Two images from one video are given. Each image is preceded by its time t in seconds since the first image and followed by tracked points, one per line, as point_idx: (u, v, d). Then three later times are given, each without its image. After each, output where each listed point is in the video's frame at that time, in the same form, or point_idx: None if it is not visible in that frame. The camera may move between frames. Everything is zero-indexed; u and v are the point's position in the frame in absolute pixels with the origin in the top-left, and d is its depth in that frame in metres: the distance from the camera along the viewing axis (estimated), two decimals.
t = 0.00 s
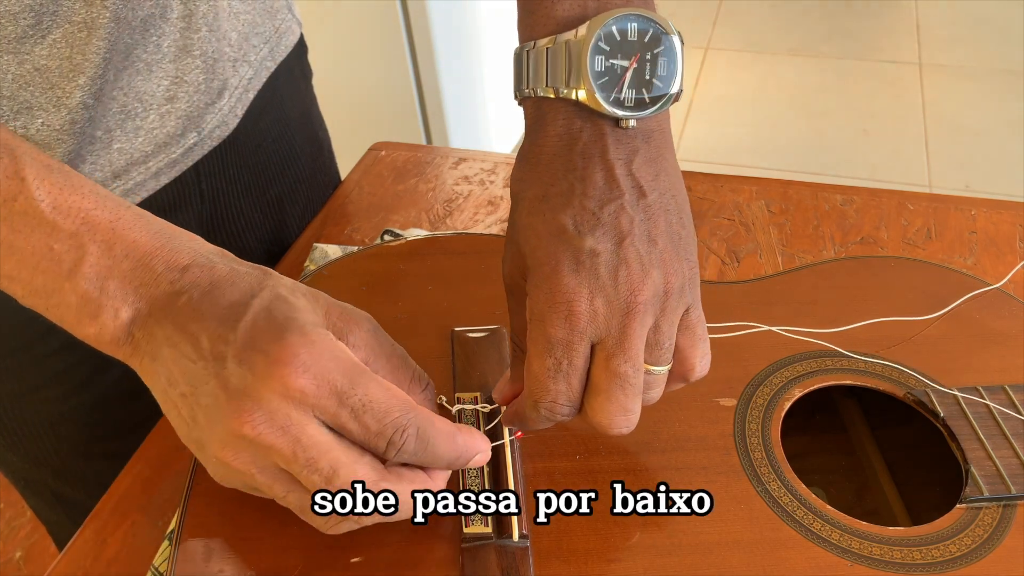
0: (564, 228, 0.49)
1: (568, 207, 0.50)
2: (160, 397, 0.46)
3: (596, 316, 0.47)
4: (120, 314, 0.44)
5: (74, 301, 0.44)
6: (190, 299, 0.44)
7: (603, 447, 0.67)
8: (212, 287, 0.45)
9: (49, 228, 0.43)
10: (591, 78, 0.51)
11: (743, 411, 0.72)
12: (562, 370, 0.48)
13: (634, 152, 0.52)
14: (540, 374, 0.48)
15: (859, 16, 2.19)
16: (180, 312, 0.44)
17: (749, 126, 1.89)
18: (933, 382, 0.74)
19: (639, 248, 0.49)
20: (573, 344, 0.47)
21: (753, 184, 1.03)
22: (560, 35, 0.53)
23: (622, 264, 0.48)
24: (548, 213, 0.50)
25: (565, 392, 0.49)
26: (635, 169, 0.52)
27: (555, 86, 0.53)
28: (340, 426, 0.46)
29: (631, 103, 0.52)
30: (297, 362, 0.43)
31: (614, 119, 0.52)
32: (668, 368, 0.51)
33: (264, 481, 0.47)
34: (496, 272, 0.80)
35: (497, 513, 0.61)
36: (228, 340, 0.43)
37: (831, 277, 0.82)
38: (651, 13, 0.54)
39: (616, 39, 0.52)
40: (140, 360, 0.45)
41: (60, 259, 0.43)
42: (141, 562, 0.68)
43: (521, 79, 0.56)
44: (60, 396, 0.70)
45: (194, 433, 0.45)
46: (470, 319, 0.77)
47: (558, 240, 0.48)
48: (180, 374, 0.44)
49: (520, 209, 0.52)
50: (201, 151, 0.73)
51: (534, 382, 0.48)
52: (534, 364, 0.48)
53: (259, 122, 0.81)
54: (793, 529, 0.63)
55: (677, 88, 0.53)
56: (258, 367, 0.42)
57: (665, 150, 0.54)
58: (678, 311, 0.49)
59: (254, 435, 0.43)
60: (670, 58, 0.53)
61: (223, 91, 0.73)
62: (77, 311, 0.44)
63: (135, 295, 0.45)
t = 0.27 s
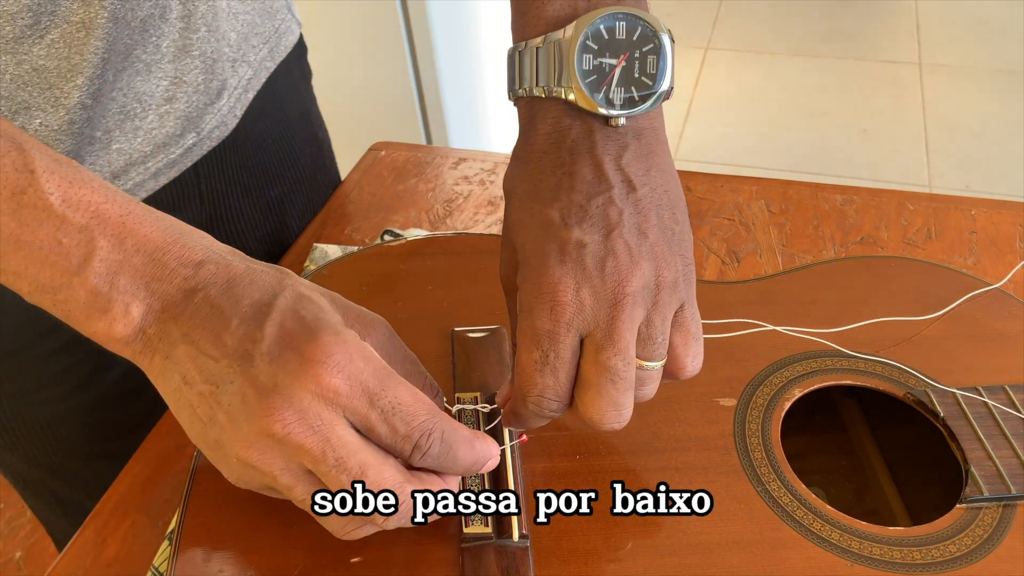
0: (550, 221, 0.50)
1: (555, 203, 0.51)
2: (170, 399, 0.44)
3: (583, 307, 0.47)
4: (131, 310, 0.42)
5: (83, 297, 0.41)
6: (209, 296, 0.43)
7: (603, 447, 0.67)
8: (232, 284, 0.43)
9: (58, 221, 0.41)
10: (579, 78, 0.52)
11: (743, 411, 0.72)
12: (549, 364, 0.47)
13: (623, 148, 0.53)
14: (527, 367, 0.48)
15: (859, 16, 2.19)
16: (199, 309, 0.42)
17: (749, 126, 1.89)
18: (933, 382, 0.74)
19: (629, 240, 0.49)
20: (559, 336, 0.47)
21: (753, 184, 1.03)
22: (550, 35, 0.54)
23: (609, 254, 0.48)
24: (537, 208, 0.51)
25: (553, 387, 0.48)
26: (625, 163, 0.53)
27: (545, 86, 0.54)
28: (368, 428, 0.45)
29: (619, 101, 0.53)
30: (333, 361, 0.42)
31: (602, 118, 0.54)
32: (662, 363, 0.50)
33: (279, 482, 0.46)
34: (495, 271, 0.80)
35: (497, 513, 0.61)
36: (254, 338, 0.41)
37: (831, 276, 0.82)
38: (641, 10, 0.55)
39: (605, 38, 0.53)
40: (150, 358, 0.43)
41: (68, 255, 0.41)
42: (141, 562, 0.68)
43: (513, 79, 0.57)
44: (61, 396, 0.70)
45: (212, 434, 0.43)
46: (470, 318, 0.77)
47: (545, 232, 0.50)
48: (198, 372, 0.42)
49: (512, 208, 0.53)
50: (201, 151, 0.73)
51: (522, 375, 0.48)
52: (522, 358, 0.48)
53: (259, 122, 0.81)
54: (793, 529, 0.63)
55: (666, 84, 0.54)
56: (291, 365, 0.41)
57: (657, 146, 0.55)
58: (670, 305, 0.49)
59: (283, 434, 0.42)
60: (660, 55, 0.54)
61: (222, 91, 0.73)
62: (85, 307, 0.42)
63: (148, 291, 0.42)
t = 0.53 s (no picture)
0: (542, 218, 0.50)
1: (548, 200, 0.51)
2: (178, 397, 0.44)
3: (575, 301, 0.47)
4: (137, 307, 0.42)
5: (87, 293, 0.41)
6: (219, 292, 0.43)
7: (603, 447, 0.67)
8: (242, 281, 0.43)
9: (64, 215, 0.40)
10: (568, 82, 0.52)
11: (743, 411, 0.72)
12: (542, 359, 0.48)
13: (615, 149, 0.54)
14: (520, 362, 0.48)
15: (859, 16, 2.19)
16: (210, 306, 0.42)
17: (749, 126, 1.89)
18: (932, 382, 0.74)
19: (621, 235, 0.50)
20: (552, 330, 0.47)
21: (753, 184, 1.03)
22: (541, 40, 0.54)
23: (601, 247, 0.48)
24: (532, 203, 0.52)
25: (546, 382, 0.48)
26: (616, 163, 0.53)
27: (537, 91, 0.55)
28: (382, 428, 0.45)
29: (610, 105, 0.53)
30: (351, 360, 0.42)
31: (594, 122, 0.54)
32: (658, 362, 0.50)
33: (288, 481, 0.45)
34: (495, 272, 0.80)
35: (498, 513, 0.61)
36: (268, 335, 0.42)
37: (831, 277, 0.82)
38: (630, 16, 0.55)
39: (594, 43, 0.53)
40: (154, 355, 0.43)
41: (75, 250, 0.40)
42: (141, 562, 0.68)
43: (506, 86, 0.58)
44: (62, 396, 0.70)
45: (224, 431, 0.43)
46: (469, 319, 0.77)
47: (537, 228, 0.50)
48: (209, 369, 0.42)
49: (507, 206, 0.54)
50: (200, 151, 0.73)
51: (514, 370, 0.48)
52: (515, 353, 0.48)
53: (258, 122, 0.81)
54: (793, 529, 0.63)
55: (657, 87, 0.54)
56: (309, 362, 0.41)
57: (648, 147, 0.55)
58: (664, 301, 0.49)
59: (301, 430, 0.42)
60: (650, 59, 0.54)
61: (222, 91, 0.73)
62: (89, 303, 0.41)
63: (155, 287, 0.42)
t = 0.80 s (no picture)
0: (538, 207, 0.51)
1: (542, 189, 0.52)
2: (182, 390, 0.43)
3: (572, 284, 0.47)
4: (144, 299, 0.42)
5: (94, 286, 0.41)
6: (226, 285, 0.43)
7: (603, 447, 0.67)
8: (247, 274, 0.44)
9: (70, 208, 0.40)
10: (561, 81, 0.52)
11: (743, 412, 0.72)
12: (539, 343, 0.48)
13: (609, 142, 0.54)
14: (517, 347, 0.48)
15: (859, 16, 2.19)
16: (216, 298, 0.42)
17: (749, 126, 1.89)
18: (932, 382, 0.74)
19: (618, 220, 0.50)
20: (549, 314, 0.47)
21: (753, 184, 1.02)
22: (534, 40, 0.54)
23: (597, 231, 0.49)
24: (532, 197, 0.52)
25: (543, 367, 0.48)
26: (612, 154, 0.53)
27: (530, 91, 0.55)
28: (388, 421, 0.45)
29: (603, 104, 0.53)
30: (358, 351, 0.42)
31: (587, 119, 0.54)
32: (660, 349, 0.50)
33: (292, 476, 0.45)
34: (494, 271, 0.80)
35: (498, 513, 0.61)
36: (274, 327, 0.42)
37: (831, 277, 0.82)
38: (622, 14, 0.54)
39: (586, 42, 0.53)
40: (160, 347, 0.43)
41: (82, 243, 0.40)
42: (141, 562, 0.68)
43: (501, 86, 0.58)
44: (62, 396, 0.70)
45: (228, 424, 0.42)
46: (469, 319, 0.77)
47: (534, 218, 0.50)
48: (215, 361, 0.42)
49: (507, 198, 0.54)
50: (201, 151, 0.73)
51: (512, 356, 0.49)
52: (512, 338, 0.48)
53: (258, 121, 0.81)
54: (793, 529, 0.63)
55: (649, 85, 0.54)
56: (317, 353, 0.41)
57: (642, 140, 0.55)
58: (662, 287, 0.49)
59: (307, 420, 0.41)
60: (641, 57, 0.54)
61: (222, 91, 0.73)
62: (96, 296, 0.41)
63: (161, 279, 0.42)
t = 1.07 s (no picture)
0: (535, 205, 0.51)
1: (541, 187, 0.52)
2: (185, 386, 0.43)
3: (570, 283, 0.47)
4: (146, 296, 0.42)
5: (97, 282, 0.41)
6: (229, 282, 0.43)
7: (603, 447, 0.67)
8: (250, 270, 0.43)
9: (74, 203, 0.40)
10: (554, 80, 0.52)
11: (743, 411, 0.72)
12: (537, 340, 0.48)
13: (604, 142, 0.54)
14: (515, 345, 0.48)
15: (859, 16, 2.19)
16: (220, 294, 0.42)
17: (748, 126, 1.89)
18: (932, 382, 0.74)
19: (615, 218, 0.50)
20: (547, 312, 0.47)
21: (753, 184, 1.02)
22: (530, 40, 0.54)
23: (594, 230, 0.49)
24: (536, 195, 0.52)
25: (541, 364, 0.48)
26: (607, 154, 0.53)
27: (525, 91, 0.55)
28: (389, 418, 0.45)
29: (597, 104, 0.53)
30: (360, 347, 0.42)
31: (582, 119, 0.54)
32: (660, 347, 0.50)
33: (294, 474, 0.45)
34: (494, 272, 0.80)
35: (498, 514, 0.61)
36: (276, 323, 0.42)
37: (831, 277, 0.82)
38: (617, 15, 0.55)
39: (580, 42, 0.53)
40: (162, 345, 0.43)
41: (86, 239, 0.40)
42: (142, 562, 0.68)
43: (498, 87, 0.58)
44: (62, 396, 0.70)
45: (229, 421, 0.43)
46: (469, 319, 0.77)
47: (531, 216, 0.50)
48: (217, 357, 0.42)
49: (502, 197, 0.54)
50: (200, 150, 0.73)
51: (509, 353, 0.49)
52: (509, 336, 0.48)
53: (258, 122, 0.81)
54: (793, 529, 0.63)
55: (643, 85, 0.54)
56: (319, 350, 0.41)
57: (638, 141, 0.55)
58: (661, 285, 0.49)
59: (309, 417, 0.41)
60: (636, 57, 0.54)
61: (222, 91, 0.73)
62: (99, 293, 0.41)
63: (163, 276, 0.42)
